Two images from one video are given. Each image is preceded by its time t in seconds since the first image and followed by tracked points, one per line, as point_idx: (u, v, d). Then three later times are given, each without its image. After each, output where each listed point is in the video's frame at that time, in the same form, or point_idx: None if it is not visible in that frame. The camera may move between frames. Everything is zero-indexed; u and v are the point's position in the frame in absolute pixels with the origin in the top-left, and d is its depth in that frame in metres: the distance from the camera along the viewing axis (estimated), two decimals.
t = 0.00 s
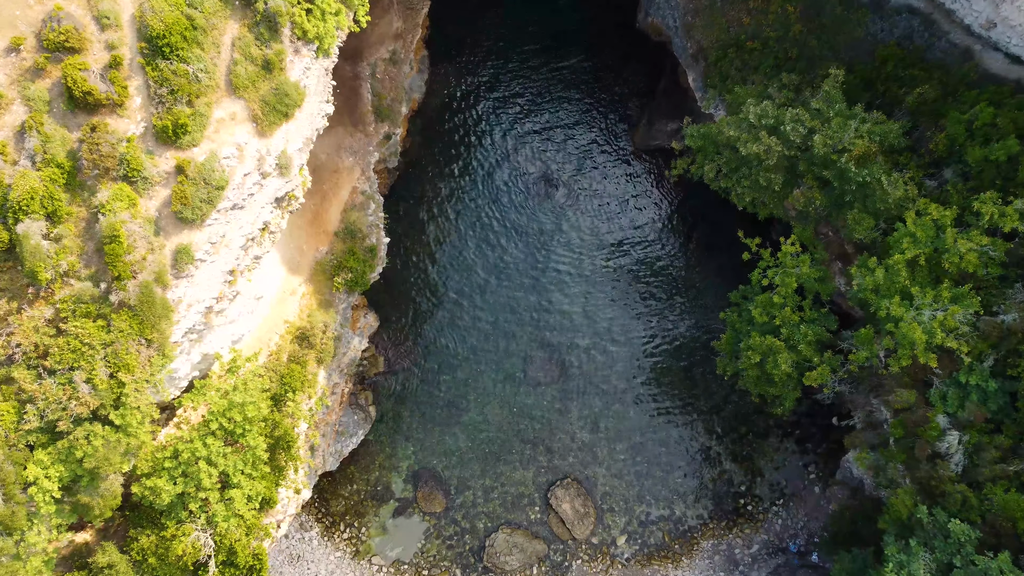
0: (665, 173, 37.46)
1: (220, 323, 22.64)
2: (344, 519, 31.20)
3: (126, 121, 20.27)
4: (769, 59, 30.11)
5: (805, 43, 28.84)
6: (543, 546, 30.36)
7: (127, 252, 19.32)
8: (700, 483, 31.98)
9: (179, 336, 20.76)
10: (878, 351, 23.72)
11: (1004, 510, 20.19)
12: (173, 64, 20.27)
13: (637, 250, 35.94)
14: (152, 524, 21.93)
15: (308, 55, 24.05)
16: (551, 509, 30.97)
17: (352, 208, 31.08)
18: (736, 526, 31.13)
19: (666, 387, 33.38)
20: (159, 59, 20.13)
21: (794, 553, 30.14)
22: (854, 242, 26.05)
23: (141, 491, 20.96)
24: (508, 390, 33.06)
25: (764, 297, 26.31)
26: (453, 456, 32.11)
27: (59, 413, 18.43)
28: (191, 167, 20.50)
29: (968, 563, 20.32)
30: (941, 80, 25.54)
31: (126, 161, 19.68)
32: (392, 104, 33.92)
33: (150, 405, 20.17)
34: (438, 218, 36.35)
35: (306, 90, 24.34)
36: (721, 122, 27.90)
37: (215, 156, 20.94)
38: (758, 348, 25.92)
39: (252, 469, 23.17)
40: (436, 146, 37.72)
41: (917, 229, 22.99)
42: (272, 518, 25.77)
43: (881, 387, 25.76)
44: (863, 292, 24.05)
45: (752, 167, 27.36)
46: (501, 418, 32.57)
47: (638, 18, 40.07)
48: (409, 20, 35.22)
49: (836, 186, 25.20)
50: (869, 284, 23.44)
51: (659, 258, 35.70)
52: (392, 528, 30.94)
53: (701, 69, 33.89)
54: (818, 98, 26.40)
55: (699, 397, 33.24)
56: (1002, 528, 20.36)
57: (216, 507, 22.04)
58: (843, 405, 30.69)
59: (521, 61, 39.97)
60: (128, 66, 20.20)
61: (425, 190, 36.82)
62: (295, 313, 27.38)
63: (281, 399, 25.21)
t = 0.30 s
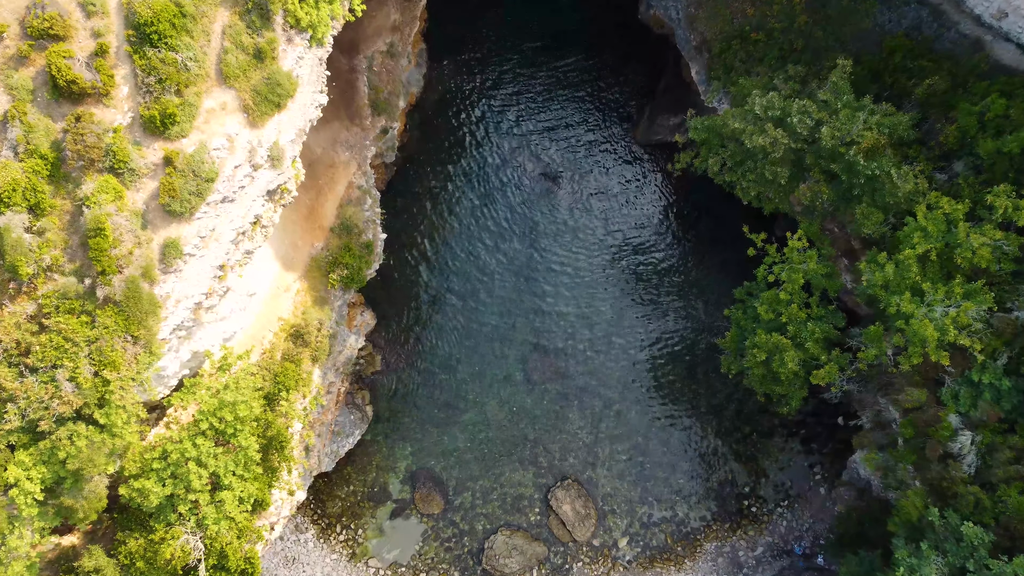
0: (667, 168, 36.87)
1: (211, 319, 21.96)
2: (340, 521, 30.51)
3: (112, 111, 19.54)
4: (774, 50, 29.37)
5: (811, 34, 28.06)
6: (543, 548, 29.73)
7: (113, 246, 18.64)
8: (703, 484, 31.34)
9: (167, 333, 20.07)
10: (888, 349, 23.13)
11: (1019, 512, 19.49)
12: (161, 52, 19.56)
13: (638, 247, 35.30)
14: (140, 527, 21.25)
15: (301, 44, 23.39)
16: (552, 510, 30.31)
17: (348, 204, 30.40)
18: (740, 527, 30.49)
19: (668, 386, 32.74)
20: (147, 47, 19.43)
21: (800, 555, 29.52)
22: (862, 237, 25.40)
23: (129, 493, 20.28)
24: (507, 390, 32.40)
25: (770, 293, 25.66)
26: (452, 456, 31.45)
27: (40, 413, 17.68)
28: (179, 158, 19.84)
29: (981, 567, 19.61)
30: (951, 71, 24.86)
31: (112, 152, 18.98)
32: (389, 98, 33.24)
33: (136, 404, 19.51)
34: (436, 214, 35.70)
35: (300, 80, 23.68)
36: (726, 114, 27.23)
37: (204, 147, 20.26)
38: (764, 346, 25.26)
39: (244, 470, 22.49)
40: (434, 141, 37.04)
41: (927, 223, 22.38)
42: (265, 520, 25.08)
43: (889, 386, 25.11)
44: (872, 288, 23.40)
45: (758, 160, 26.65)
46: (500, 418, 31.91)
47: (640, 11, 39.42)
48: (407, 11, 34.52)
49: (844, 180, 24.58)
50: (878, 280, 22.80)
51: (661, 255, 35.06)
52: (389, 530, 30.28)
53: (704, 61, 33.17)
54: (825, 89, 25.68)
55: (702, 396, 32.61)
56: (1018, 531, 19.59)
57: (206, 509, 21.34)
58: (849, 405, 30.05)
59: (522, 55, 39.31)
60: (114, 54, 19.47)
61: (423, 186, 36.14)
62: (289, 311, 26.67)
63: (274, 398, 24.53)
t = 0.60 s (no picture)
0: (669, 163, 36.18)
1: (200, 316, 21.25)
2: (336, 523, 29.85)
3: (97, 100, 18.79)
4: (779, 42, 28.45)
5: (818, 25, 27.14)
6: (543, 550, 29.09)
7: (97, 240, 17.97)
8: (706, 485, 30.69)
9: (153, 329, 19.33)
10: (898, 346, 22.51)
11: None
12: (148, 39, 18.83)
13: (640, 244, 34.64)
14: (128, 530, 20.60)
15: (293, 33, 22.76)
16: (552, 512, 29.64)
17: (344, 198, 29.75)
18: (744, 530, 29.84)
19: (670, 384, 32.10)
20: (133, 33, 18.69)
21: (805, 558, 28.90)
22: (870, 233, 24.73)
23: (115, 495, 19.62)
24: (507, 389, 31.75)
25: (776, 290, 25.04)
26: (449, 457, 30.77)
27: (20, 413, 16.92)
28: (167, 149, 19.16)
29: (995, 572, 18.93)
30: (961, 62, 23.81)
31: (97, 143, 18.19)
32: (386, 91, 32.57)
33: (122, 403, 18.83)
34: (435, 210, 35.07)
35: (292, 70, 23.02)
36: (731, 106, 26.59)
37: (193, 138, 19.58)
38: (769, 344, 24.63)
39: (234, 471, 21.80)
40: (432, 136, 36.39)
41: (939, 217, 21.63)
42: (257, 522, 24.36)
43: (899, 385, 24.41)
44: (881, 284, 22.72)
45: (764, 153, 25.99)
46: (500, 418, 31.27)
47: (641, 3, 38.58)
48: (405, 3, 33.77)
49: (852, 173, 23.93)
50: (888, 276, 22.11)
51: (663, 252, 34.40)
52: (386, 532, 29.62)
53: (707, 53, 32.48)
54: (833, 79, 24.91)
55: (705, 396, 31.97)
56: None
57: (195, 512, 20.68)
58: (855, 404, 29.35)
59: (522, 50, 38.63)
60: (100, 41, 18.68)
61: (421, 181, 35.48)
62: (282, 308, 25.95)
63: (267, 397, 23.82)
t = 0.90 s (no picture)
0: (672, 156, 35.49)
1: (189, 313, 20.42)
2: (332, 525, 29.16)
3: (82, 89, 18.03)
4: (785, 33, 27.75)
5: (825, 16, 26.36)
6: (544, 553, 28.45)
7: (81, 233, 17.31)
8: (710, 487, 30.05)
9: (139, 326, 18.59)
10: (908, 344, 21.90)
11: None
12: (134, 25, 18.14)
13: (643, 241, 33.94)
14: (115, 533, 19.95)
15: (286, 20, 22.07)
16: (553, 514, 28.98)
17: (340, 193, 28.71)
18: (748, 532, 29.21)
19: (674, 384, 31.45)
20: (119, 20, 18.00)
21: (811, 561, 28.29)
22: (879, 228, 24.09)
23: (101, 498, 18.96)
24: (506, 389, 31.08)
25: (783, 286, 24.40)
26: (448, 458, 30.11)
27: None
28: (154, 140, 18.47)
29: None
30: (973, 53, 23.10)
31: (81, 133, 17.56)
32: (383, 84, 31.79)
33: (106, 403, 18.16)
34: (433, 206, 34.36)
35: (285, 59, 22.29)
36: (736, 97, 25.94)
37: (181, 128, 18.88)
38: (776, 342, 23.98)
39: (225, 473, 21.08)
40: (430, 131, 35.61)
41: (953, 211, 20.98)
42: (250, 525, 23.61)
43: (909, 384, 23.75)
44: (892, 280, 22.08)
45: (770, 146, 25.33)
46: (499, 418, 30.61)
47: None
48: None
49: (862, 166, 23.27)
50: (900, 271, 21.47)
51: (666, 249, 33.71)
52: (384, 534, 28.96)
53: (711, 46, 31.79)
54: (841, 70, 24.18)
55: (709, 395, 31.31)
56: None
57: (184, 515, 19.99)
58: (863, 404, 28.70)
59: (522, 45, 37.89)
60: (85, 28, 17.98)
61: (419, 177, 34.73)
62: (276, 305, 25.03)
63: (259, 397, 22.94)
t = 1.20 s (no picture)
0: (674, 149, 34.87)
1: (179, 309, 19.76)
2: (328, 527, 28.46)
3: (66, 76, 17.24)
4: (792, 23, 27.03)
5: (833, 5, 25.65)
6: (545, 556, 27.79)
7: (63, 225, 16.64)
8: (714, 488, 29.40)
9: (125, 323, 17.91)
10: (921, 341, 21.13)
11: None
12: (121, 11, 17.44)
13: (645, 237, 33.26)
14: (102, 537, 19.29)
15: (277, 7, 21.54)
16: (554, 516, 28.31)
17: (336, 188, 28.11)
18: (753, 534, 28.55)
19: (677, 383, 30.81)
20: (105, 4, 17.27)
21: (817, 563, 27.64)
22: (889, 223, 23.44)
23: (86, 501, 18.28)
24: (506, 388, 30.42)
25: (791, 282, 23.73)
26: (447, 458, 29.47)
27: None
28: (141, 129, 17.75)
29: None
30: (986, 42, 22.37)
31: (65, 122, 16.85)
32: (380, 77, 31.12)
33: (90, 402, 17.48)
34: (432, 201, 33.67)
35: (277, 47, 21.68)
36: (743, 89, 25.32)
37: (169, 117, 18.22)
38: (784, 339, 23.31)
39: (216, 474, 20.38)
40: (428, 125, 34.91)
41: (967, 204, 20.30)
42: (242, 528, 22.90)
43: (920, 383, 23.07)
44: (904, 275, 21.41)
45: (777, 138, 24.66)
46: (499, 418, 29.95)
47: None
48: None
49: (872, 159, 22.59)
50: (912, 266, 20.80)
51: (669, 245, 33.04)
52: (381, 536, 28.28)
53: (715, 38, 31.10)
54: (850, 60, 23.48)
55: (713, 394, 30.66)
56: None
57: (173, 518, 19.29)
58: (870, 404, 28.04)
59: (521, 39, 37.21)
60: (69, 13, 17.21)
61: (418, 172, 34.02)
62: (270, 302, 24.33)
63: (252, 395, 22.24)
